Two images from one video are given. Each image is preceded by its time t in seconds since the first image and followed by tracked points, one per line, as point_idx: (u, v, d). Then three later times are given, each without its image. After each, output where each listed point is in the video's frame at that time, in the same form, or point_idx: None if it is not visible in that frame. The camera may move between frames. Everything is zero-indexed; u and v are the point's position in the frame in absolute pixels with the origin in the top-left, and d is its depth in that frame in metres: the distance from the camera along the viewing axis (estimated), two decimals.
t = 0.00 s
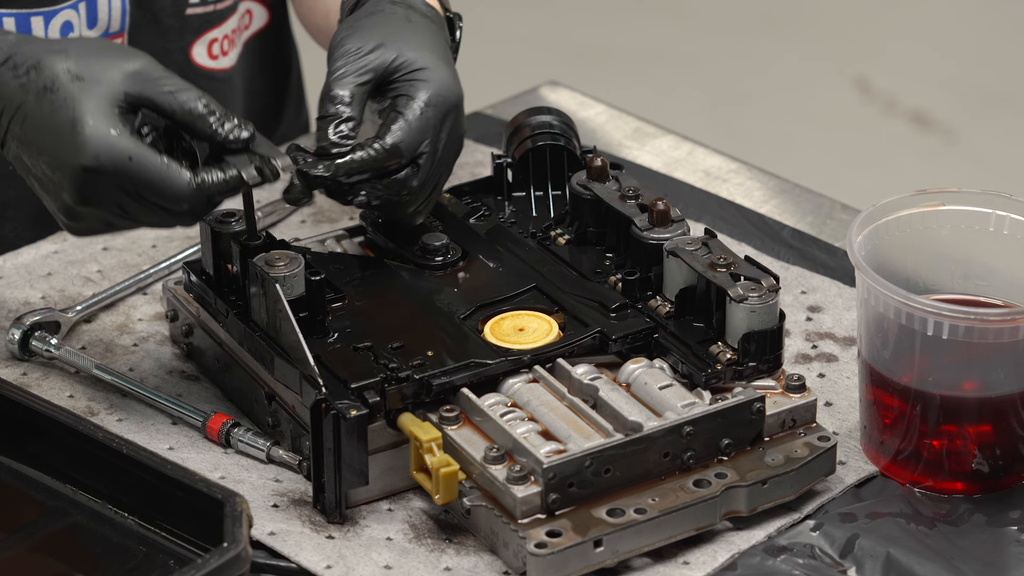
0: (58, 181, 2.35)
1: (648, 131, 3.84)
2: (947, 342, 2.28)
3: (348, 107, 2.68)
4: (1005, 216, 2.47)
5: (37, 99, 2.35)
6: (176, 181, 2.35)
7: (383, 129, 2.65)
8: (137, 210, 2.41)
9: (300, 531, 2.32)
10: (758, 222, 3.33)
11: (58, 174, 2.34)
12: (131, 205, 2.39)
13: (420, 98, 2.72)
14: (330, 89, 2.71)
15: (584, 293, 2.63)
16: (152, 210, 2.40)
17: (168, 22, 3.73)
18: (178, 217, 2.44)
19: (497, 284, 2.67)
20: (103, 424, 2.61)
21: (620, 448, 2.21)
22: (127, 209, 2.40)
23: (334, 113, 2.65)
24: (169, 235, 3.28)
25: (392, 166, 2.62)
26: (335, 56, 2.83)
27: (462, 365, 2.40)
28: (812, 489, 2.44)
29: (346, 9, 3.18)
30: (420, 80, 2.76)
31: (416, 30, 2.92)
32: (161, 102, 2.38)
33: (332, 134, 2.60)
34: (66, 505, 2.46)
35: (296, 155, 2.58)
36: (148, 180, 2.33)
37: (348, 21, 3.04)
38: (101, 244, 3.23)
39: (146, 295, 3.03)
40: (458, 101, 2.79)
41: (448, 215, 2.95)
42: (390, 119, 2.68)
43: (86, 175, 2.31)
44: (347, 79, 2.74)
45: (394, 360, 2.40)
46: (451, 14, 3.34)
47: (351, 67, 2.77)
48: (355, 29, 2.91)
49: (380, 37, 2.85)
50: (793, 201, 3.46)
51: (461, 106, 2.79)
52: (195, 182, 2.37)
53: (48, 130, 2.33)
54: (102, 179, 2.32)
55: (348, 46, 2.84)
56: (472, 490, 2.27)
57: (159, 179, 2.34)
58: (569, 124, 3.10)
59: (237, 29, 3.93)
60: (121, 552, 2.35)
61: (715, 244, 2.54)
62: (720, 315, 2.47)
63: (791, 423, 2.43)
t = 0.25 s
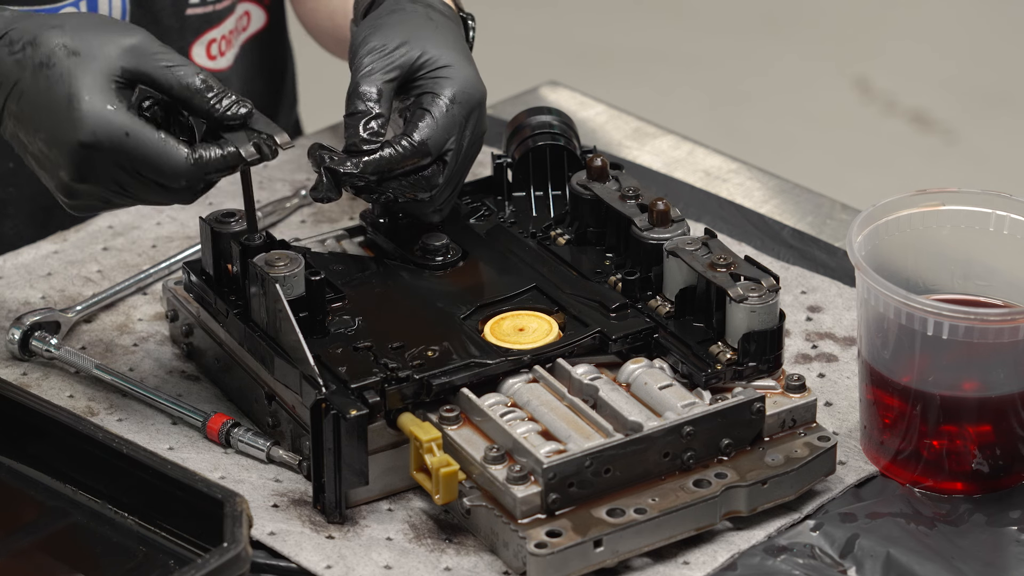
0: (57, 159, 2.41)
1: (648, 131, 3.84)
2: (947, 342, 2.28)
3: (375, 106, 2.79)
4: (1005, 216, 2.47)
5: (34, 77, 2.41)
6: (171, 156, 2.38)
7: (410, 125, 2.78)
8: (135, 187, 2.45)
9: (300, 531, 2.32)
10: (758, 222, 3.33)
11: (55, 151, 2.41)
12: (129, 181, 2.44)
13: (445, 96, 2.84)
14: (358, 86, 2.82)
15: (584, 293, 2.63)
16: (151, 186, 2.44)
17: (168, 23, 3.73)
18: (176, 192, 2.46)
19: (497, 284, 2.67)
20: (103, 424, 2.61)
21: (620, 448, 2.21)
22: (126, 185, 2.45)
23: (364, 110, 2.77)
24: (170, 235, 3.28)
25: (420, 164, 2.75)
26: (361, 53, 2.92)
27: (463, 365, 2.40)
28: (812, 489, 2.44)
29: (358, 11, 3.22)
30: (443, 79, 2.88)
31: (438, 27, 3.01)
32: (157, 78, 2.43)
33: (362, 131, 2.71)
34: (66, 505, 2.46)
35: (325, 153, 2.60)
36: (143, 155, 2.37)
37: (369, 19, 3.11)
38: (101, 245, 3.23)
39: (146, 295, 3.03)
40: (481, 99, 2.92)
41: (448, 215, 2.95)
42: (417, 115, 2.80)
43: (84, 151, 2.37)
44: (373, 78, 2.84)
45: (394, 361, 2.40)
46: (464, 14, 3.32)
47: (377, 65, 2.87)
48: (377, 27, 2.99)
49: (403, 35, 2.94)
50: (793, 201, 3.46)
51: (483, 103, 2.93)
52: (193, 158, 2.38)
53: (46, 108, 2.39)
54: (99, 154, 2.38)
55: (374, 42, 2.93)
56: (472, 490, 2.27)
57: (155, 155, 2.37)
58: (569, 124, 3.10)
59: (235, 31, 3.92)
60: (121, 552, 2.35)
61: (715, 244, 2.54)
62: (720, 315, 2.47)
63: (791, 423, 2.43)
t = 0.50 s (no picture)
0: (51, 120, 2.31)
1: (648, 131, 3.84)
2: (947, 342, 2.28)
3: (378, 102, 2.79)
4: (1005, 216, 2.47)
5: (30, 36, 2.30)
6: (169, 118, 2.29)
7: (413, 123, 2.79)
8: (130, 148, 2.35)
9: (300, 531, 2.32)
10: (758, 222, 3.33)
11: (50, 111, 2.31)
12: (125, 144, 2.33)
13: (448, 93, 2.84)
14: (361, 81, 2.81)
15: (584, 293, 2.63)
16: (148, 147, 2.34)
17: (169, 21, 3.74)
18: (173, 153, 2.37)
19: (497, 284, 2.67)
20: (103, 424, 2.61)
21: (620, 448, 2.21)
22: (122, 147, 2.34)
23: (367, 107, 2.77)
24: (170, 235, 3.28)
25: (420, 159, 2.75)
26: (363, 49, 2.91)
27: (463, 365, 2.40)
28: (812, 489, 2.44)
29: (360, 10, 3.22)
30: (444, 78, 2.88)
31: (440, 26, 3.01)
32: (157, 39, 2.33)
33: (365, 128, 2.72)
34: (66, 505, 2.46)
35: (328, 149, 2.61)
36: (140, 115, 2.27)
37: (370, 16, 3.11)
38: (101, 244, 3.23)
39: (146, 295, 3.03)
40: (482, 98, 2.93)
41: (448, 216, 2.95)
42: (419, 114, 2.81)
43: (79, 112, 2.27)
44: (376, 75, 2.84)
45: (394, 361, 2.40)
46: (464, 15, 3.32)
47: (379, 62, 2.87)
48: (380, 24, 2.98)
49: (406, 32, 2.94)
50: (793, 201, 3.46)
51: (485, 102, 2.93)
52: (189, 119, 2.31)
53: (41, 67, 2.29)
54: (96, 114, 2.28)
55: (376, 38, 2.92)
56: (472, 490, 2.27)
57: (153, 115, 2.28)
58: (569, 124, 3.10)
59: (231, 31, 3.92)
60: (121, 552, 2.35)
61: (715, 244, 2.54)
62: (720, 315, 2.47)
63: (791, 423, 2.43)
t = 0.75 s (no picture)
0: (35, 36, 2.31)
1: (648, 131, 3.84)
2: (947, 342, 2.28)
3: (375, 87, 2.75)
4: (1005, 216, 2.47)
5: None
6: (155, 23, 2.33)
7: (400, 119, 2.79)
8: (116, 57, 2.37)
9: (300, 531, 2.32)
10: (758, 222, 3.33)
11: (36, 25, 2.25)
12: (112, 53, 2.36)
13: (437, 92, 2.84)
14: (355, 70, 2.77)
15: (584, 293, 2.63)
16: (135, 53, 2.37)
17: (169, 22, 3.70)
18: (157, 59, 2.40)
19: (497, 284, 2.67)
20: (103, 424, 2.61)
21: (620, 448, 2.21)
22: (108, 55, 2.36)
23: (361, 92, 2.72)
24: (170, 235, 3.28)
25: (409, 157, 2.76)
26: (354, 43, 2.90)
27: (463, 365, 2.40)
28: (812, 489, 2.44)
29: (353, 8, 3.23)
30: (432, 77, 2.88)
31: (433, 26, 3.00)
32: None
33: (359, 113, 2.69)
34: (66, 505, 2.46)
35: (315, 150, 2.69)
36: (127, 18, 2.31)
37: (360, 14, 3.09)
38: (101, 244, 3.23)
39: (146, 295, 3.03)
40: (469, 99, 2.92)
41: (449, 216, 2.95)
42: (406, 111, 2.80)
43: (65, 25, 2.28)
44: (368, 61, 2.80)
45: (394, 361, 2.40)
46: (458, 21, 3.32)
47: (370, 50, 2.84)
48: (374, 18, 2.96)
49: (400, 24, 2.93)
50: (793, 201, 3.46)
51: (472, 101, 2.92)
52: (176, 22, 2.35)
53: None
54: (81, 24, 2.29)
55: (369, 30, 2.90)
56: (472, 490, 2.27)
57: (138, 19, 2.32)
58: (569, 124, 3.09)
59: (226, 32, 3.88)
60: (121, 552, 2.35)
61: (715, 244, 2.54)
62: (720, 315, 2.47)
63: (791, 423, 2.43)
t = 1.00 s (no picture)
0: None
1: (649, 131, 3.84)
2: (948, 342, 2.28)
3: None
4: (1006, 216, 2.47)
5: None
6: None
7: None
8: None
9: (301, 531, 2.33)
10: (759, 222, 3.33)
11: None
12: None
13: None
14: None
15: (585, 293, 2.63)
16: None
17: (172, 11, 3.67)
18: None
19: (498, 284, 2.67)
20: (104, 424, 2.61)
21: (621, 449, 2.21)
22: None
23: None
24: (171, 235, 3.28)
25: (340, 36, 2.38)
26: None
27: (463, 365, 2.40)
28: (813, 489, 2.44)
29: None
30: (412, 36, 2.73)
31: None
32: None
33: None
34: (66, 505, 2.46)
35: None
36: None
37: None
38: (103, 244, 3.23)
39: (147, 296, 3.03)
40: None
41: (450, 216, 2.95)
42: None
43: None
44: None
45: (395, 360, 2.40)
46: None
47: None
48: None
49: None
50: (794, 201, 3.46)
51: None
52: None
53: None
54: None
55: None
56: (473, 490, 2.27)
57: None
58: (570, 124, 3.08)
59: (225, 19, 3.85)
60: (121, 552, 2.35)
61: (716, 244, 2.54)
62: (720, 315, 2.47)
63: (791, 423, 2.42)
